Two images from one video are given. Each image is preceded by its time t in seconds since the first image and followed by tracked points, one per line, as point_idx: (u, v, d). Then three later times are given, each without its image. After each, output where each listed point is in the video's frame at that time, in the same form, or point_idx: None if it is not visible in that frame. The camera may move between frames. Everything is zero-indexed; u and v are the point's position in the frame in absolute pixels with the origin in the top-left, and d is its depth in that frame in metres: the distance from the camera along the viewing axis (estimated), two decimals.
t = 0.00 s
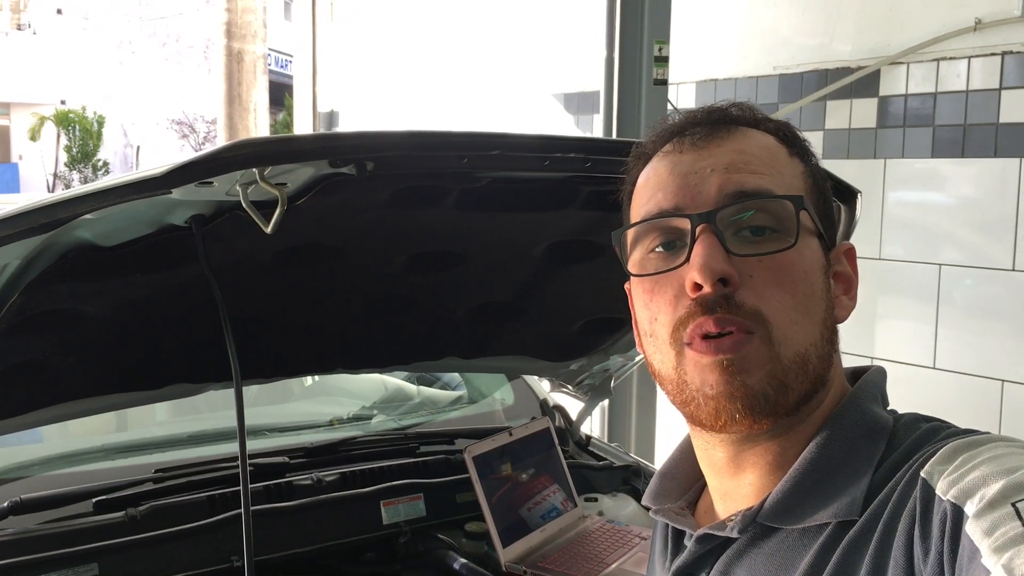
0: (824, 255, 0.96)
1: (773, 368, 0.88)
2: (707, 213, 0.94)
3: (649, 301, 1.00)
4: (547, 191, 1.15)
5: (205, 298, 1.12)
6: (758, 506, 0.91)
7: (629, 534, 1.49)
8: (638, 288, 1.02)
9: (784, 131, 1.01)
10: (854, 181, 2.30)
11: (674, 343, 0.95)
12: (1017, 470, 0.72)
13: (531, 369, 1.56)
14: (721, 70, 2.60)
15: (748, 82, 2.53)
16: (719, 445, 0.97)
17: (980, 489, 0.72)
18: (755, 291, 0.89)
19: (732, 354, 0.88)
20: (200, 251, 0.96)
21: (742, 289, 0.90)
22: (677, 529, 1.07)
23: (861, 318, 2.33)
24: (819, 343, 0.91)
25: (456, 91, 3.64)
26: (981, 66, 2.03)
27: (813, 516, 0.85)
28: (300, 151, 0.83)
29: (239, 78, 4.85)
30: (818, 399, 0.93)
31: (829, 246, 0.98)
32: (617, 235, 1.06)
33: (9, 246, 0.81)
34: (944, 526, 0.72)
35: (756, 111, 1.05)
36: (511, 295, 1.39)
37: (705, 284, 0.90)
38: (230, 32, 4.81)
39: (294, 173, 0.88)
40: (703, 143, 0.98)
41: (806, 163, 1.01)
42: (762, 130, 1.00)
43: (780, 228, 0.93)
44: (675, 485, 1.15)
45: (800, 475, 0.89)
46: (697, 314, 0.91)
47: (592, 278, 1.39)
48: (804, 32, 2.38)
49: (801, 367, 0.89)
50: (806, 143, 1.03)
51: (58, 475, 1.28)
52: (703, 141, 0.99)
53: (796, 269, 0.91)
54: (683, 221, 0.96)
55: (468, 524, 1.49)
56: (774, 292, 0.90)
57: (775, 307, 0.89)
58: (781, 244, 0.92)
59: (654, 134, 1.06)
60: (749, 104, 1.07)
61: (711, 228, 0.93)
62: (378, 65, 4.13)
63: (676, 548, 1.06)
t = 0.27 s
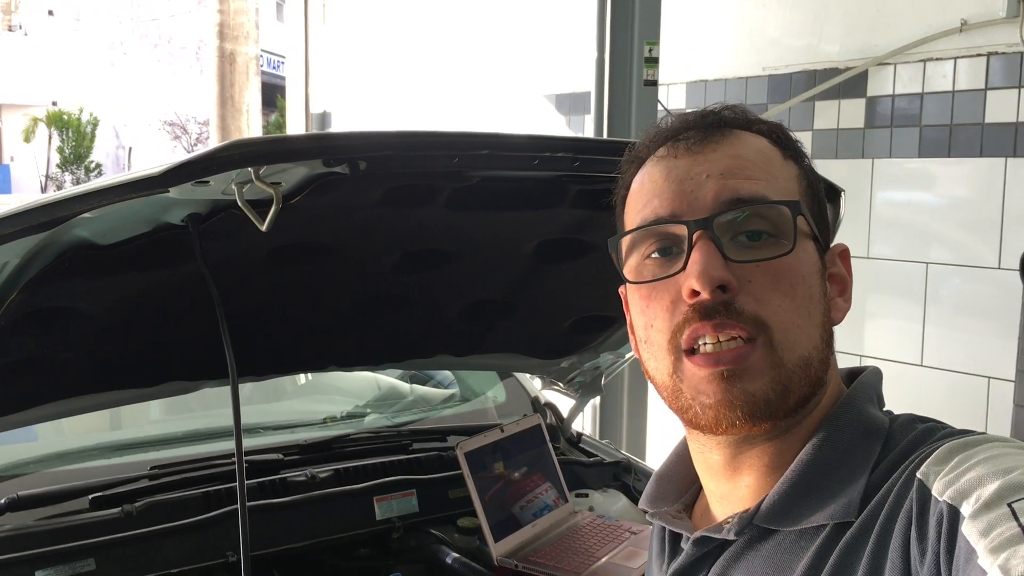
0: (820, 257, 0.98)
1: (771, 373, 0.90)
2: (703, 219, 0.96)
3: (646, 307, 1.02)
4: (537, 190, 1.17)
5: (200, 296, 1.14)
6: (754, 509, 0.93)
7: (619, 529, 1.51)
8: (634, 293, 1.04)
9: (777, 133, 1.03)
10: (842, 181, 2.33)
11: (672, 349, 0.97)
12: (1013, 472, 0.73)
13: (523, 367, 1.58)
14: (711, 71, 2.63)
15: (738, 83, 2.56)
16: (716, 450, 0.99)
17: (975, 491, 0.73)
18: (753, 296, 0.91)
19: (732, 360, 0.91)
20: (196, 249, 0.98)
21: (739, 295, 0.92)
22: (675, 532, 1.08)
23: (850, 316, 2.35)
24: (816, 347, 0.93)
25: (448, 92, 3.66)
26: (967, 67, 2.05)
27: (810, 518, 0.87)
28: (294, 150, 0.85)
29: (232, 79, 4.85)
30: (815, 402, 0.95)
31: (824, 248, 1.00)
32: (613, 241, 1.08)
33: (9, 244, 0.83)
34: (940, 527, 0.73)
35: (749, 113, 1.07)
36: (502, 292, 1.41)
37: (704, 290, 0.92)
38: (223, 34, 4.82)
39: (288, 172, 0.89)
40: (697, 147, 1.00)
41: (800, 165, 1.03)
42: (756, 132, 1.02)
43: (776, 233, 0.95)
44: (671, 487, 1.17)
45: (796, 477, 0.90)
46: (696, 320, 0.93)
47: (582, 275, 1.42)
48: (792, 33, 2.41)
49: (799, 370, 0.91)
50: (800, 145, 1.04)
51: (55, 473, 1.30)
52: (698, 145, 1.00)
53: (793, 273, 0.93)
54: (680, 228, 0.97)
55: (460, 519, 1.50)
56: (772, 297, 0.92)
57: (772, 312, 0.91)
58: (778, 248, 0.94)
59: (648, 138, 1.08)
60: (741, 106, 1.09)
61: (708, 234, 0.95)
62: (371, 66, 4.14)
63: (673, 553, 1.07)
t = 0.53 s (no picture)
0: (805, 264, 0.99)
1: (759, 383, 0.92)
2: (689, 230, 0.97)
3: (633, 318, 1.03)
4: (526, 189, 1.19)
5: (196, 293, 1.16)
6: (743, 515, 0.95)
7: (610, 522, 1.53)
8: (621, 304, 1.06)
9: (760, 141, 1.05)
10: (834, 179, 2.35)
11: (661, 360, 0.98)
12: (1001, 476, 0.74)
13: (515, 363, 1.60)
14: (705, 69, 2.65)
15: (731, 82, 2.58)
16: (704, 458, 1.01)
17: (964, 495, 0.74)
18: (741, 307, 0.93)
19: (721, 372, 0.92)
20: (191, 247, 0.99)
21: (727, 306, 0.93)
22: (664, 539, 1.11)
23: (843, 314, 2.38)
24: (803, 355, 0.95)
25: (444, 89, 3.67)
26: (958, 66, 2.07)
27: (799, 523, 0.89)
28: (286, 150, 0.86)
29: (228, 77, 4.86)
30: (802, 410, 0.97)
31: (809, 255, 1.02)
32: (599, 253, 1.09)
33: (7, 242, 0.85)
34: (929, 532, 0.74)
35: (732, 121, 1.08)
36: (494, 289, 1.42)
37: (692, 302, 0.94)
38: (220, 32, 4.83)
39: (280, 171, 0.91)
40: (682, 157, 1.02)
41: (784, 172, 1.04)
42: (739, 140, 1.04)
43: (763, 243, 0.97)
44: (660, 494, 1.19)
45: (785, 483, 0.92)
46: (685, 332, 0.94)
47: (573, 273, 1.43)
48: (785, 32, 2.42)
49: (786, 381, 0.93)
50: (782, 152, 1.06)
51: (53, 468, 1.32)
52: (682, 156, 1.02)
53: (780, 283, 0.95)
54: (667, 239, 0.99)
55: (452, 513, 1.52)
56: (759, 308, 0.93)
57: (759, 323, 0.93)
58: (764, 258, 0.96)
59: (632, 146, 1.10)
60: (724, 114, 1.11)
61: (695, 245, 0.96)
62: (368, 64, 4.15)
63: (662, 558, 1.09)
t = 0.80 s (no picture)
0: (806, 267, 1.00)
1: (760, 387, 0.93)
2: (691, 234, 0.97)
3: (635, 321, 1.04)
4: (523, 185, 1.20)
5: (198, 287, 1.17)
6: (744, 516, 0.96)
7: (606, 515, 1.55)
8: (622, 306, 1.06)
9: (761, 141, 1.04)
10: (830, 176, 2.37)
11: (662, 364, 0.99)
12: (1003, 477, 0.74)
13: (513, 357, 1.62)
14: (701, 67, 2.67)
15: (728, 79, 2.59)
16: (705, 459, 1.02)
17: (965, 497, 0.74)
18: (741, 311, 0.94)
19: (722, 376, 0.93)
20: (193, 241, 1.01)
21: (728, 310, 0.94)
22: (664, 538, 1.12)
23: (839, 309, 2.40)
24: (803, 359, 0.96)
25: (443, 86, 3.69)
26: (953, 63, 2.08)
27: (801, 524, 0.89)
28: (285, 147, 0.88)
29: (228, 74, 4.87)
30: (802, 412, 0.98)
31: (810, 257, 1.02)
32: (600, 255, 1.10)
33: (13, 237, 0.87)
34: (930, 533, 0.74)
35: (734, 121, 1.08)
36: (492, 284, 1.44)
37: (693, 307, 0.95)
38: (219, 29, 4.85)
39: (280, 167, 0.93)
40: (683, 160, 1.01)
41: (786, 173, 1.04)
42: (742, 141, 1.03)
43: (764, 246, 0.97)
44: (661, 493, 1.20)
45: (785, 484, 0.93)
46: (685, 336, 0.95)
47: (569, 268, 1.45)
48: (781, 30, 2.44)
49: (786, 384, 0.94)
50: (785, 151, 1.05)
51: (56, 460, 1.34)
52: (683, 158, 1.02)
53: (781, 287, 0.95)
54: (668, 243, 0.99)
55: (451, 505, 1.54)
56: (760, 312, 0.94)
57: (760, 328, 0.94)
58: (766, 262, 0.96)
59: (634, 147, 1.10)
60: (726, 112, 1.10)
61: (695, 249, 0.97)
62: (367, 60, 4.17)
63: (664, 557, 1.11)
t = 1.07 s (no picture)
0: (808, 267, 0.99)
1: (760, 388, 0.92)
2: (692, 233, 0.96)
3: (636, 320, 1.03)
4: (521, 182, 1.22)
5: (201, 282, 1.19)
6: (745, 516, 0.95)
7: (604, 509, 1.56)
8: (624, 305, 1.06)
9: (765, 140, 1.03)
10: (828, 174, 2.38)
11: (662, 364, 0.98)
12: (1001, 476, 0.74)
13: (512, 354, 1.63)
14: (700, 65, 2.68)
15: (726, 77, 2.61)
16: (706, 460, 1.01)
17: (963, 496, 0.73)
18: (742, 313, 0.93)
19: (721, 376, 0.92)
20: (196, 238, 1.03)
21: (729, 311, 0.93)
22: (666, 539, 1.13)
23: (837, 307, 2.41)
24: (804, 360, 0.95)
25: (443, 84, 3.70)
26: (949, 62, 2.09)
27: (801, 525, 0.89)
28: (286, 144, 0.89)
29: (228, 72, 4.88)
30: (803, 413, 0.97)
31: (812, 258, 1.01)
32: (602, 254, 1.09)
33: (19, 233, 0.89)
34: (928, 533, 0.73)
35: (738, 120, 1.07)
36: (491, 280, 1.46)
37: (693, 307, 0.93)
38: (220, 27, 4.86)
39: (281, 164, 0.94)
40: (685, 159, 1.01)
41: (789, 173, 1.03)
42: (745, 141, 1.02)
43: (765, 246, 0.96)
44: (663, 494, 1.21)
45: (785, 485, 0.92)
46: (686, 336, 0.94)
47: (567, 264, 1.47)
48: (779, 29, 2.46)
49: (787, 386, 0.93)
50: (788, 152, 1.05)
51: (61, 454, 1.35)
52: (685, 157, 1.01)
53: (782, 288, 0.94)
54: (670, 242, 0.98)
55: (450, 499, 1.56)
56: (761, 313, 0.93)
57: (761, 329, 0.92)
58: (767, 263, 0.95)
59: (638, 146, 1.09)
60: (730, 112, 1.10)
61: (697, 249, 0.96)
62: (367, 58, 4.18)
63: (665, 558, 1.12)
